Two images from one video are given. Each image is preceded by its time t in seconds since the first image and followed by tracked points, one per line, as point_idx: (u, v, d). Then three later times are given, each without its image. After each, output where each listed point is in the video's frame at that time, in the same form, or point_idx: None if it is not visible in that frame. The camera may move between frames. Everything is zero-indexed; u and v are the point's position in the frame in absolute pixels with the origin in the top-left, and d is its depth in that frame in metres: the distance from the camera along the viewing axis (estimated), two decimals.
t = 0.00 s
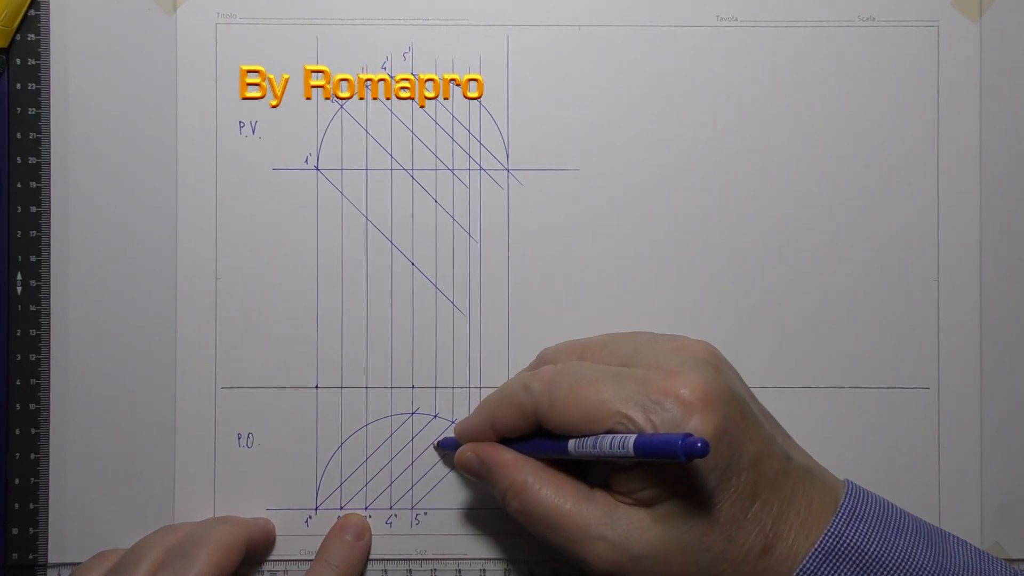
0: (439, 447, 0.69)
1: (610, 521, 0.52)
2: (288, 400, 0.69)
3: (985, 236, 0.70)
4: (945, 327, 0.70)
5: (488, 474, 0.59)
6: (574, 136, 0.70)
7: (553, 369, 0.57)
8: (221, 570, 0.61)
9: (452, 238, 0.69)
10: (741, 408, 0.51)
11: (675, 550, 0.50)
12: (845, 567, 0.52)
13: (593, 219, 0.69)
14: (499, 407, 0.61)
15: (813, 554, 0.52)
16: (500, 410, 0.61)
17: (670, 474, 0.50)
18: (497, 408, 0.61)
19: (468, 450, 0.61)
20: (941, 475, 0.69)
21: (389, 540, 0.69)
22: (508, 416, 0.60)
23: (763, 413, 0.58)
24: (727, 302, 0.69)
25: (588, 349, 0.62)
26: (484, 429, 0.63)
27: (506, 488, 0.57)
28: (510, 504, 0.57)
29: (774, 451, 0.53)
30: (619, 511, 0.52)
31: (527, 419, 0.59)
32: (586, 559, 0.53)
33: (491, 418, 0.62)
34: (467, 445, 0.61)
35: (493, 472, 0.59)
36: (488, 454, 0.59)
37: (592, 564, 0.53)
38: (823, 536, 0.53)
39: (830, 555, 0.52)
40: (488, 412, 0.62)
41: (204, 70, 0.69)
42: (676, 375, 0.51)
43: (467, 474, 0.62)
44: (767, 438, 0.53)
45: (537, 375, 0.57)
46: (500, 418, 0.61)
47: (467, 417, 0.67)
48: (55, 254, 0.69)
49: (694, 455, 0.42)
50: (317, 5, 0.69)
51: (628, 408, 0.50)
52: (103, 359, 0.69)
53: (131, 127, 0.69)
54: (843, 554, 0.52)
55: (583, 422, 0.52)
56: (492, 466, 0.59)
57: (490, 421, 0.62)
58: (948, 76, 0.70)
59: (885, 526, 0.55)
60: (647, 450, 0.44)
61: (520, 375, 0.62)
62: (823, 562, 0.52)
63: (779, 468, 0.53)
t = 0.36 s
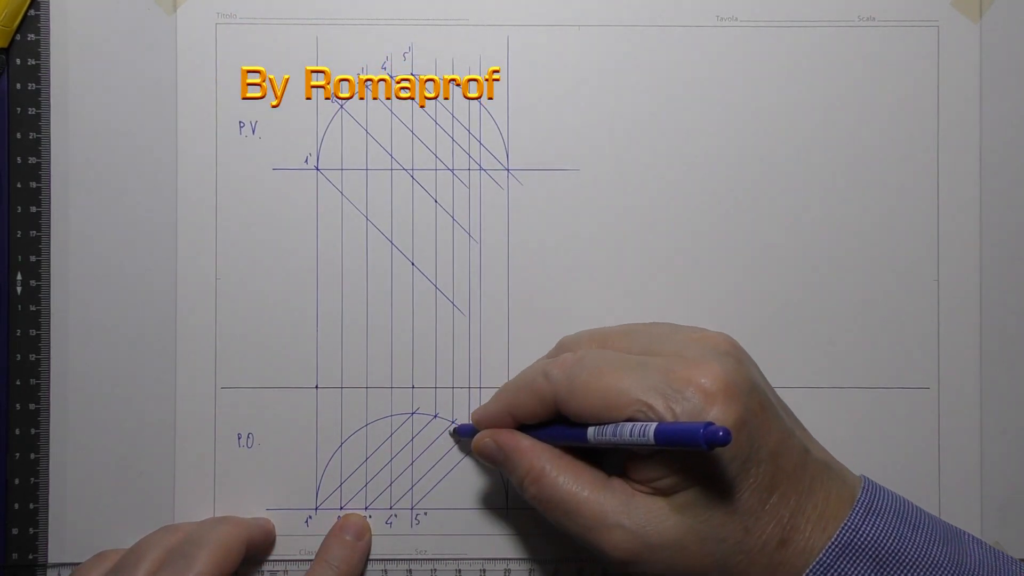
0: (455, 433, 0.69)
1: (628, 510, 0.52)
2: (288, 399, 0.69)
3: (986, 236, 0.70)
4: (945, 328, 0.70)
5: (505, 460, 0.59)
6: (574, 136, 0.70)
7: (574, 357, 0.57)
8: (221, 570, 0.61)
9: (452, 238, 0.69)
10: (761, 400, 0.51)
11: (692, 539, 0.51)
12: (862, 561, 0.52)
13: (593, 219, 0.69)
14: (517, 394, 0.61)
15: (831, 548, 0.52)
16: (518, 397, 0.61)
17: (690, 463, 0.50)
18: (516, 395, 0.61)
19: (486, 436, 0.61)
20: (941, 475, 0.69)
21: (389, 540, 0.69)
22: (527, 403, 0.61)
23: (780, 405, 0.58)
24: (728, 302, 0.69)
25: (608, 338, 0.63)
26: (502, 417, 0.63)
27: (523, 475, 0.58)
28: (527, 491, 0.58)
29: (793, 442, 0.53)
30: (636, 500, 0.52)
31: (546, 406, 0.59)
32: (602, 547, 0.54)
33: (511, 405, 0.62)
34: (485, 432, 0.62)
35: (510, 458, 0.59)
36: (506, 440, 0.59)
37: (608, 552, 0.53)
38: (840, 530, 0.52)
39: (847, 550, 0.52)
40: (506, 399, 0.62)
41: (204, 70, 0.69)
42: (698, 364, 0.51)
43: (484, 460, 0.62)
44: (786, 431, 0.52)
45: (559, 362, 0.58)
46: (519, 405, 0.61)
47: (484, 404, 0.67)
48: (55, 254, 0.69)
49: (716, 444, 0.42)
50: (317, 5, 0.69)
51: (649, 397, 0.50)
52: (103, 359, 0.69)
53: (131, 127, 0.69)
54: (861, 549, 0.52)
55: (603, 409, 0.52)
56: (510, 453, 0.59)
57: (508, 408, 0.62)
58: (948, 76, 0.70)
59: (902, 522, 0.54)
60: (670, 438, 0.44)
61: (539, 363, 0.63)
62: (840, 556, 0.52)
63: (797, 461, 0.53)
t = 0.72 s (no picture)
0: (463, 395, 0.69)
1: (642, 470, 0.53)
2: (287, 400, 0.69)
3: (986, 235, 0.70)
4: (945, 327, 0.70)
5: (519, 417, 0.60)
6: (574, 136, 0.70)
7: (594, 317, 0.59)
8: (221, 571, 0.61)
9: (452, 238, 0.69)
10: (780, 369, 0.53)
11: (704, 503, 0.52)
12: (871, 536, 0.53)
13: (593, 218, 0.69)
14: (534, 351, 0.62)
15: (842, 522, 0.53)
16: (535, 355, 0.62)
17: (708, 426, 0.51)
18: (533, 353, 0.62)
19: (500, 393, 0.61)
20: (941, 475, 0.69)
21: (389, 540, 0.69)
22: (543, 360, 0.61)
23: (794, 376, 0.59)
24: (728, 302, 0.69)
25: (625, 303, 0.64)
26: (516, 374, 0.64)
27: (536, 432, 0.58)
28: (539, 449, 0.59)
29: (808, 415, 0.54)
30: (650, 462, 0.53)
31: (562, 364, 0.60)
32: (611, 507, 0.54)
33: (526, 363, 0.63)
34: (498, 389, 0.62)
35: (524, 416, 0.59)
36: (521, 399, 0.60)
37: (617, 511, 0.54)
38: (852, 504, 0.54)
39: (857, 524, 0.53)
40: (522, 356, 0.63)
41: (204, 70, 0.69)
42: (720, 328, 0.53)
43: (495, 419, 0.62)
44: (803, 403, 0.54)
45: (578, 321, 0.59)
46: (535, 363, 0.62)
47: (496, 363, 0.67)
48: (55, 254, 0.69)
49: (735, 402, 0.43)
50: (318, 5, 0.69)
51: (670, 356, 0.52)
52: (104, 359, 0.69)
53: (131, 127, 0.69)
54: (871, 524, 0.54)
55: (622, 366, 0.54)
56: (524, 410, 0.59)
57: (524, 365, 0.63)
58: (948, 76, 0.70)
59: (913, 501, 0.56)
60: (688, 396, 0.45)
61: (557, 323, 0.63)
62: (851, 530, 0.53)
63: (813, 434, 0.54)
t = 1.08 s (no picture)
0: (460, 330, 0.69)
1: (635, 402, 0.53)
2: (287, 400, 0.69)
3: (987, 235, 0.70)
4: (945, 327, 0.70)
5: (515, 349, 0.60)
6: (574, 135, 0.70)
7: (597, 251, 0.59)
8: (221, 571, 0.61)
9: (452, 239, 0.69)
10: (779, 309, 0.53)
11: (695, 437, 0.52)
12: (861, 480, 0.54)
13: (593, 218, 0.69)
14: (536, 284, 0.62)
15: (831, 465, 0.53)
16: (536, 287, 0.62)
17: (704, 361, 0.51)
18: (535, 285, 0.63)
19: (498, 326, 0.61)
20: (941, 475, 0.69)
21: (389, 540, 0.69)
22: (544, 293, 0.62)
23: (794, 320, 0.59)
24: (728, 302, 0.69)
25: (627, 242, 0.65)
26: (517, 307, 0.64)
27: (532, 364, 0.59)
28: (534, 380, 0.59)
29: (805, 358, 0.55)
30: (643, 396, 0.54)
31: (562, 298, 0.61)
32: (603, 438, 0.55)
33: (526, 295, 0.63)
34: (497, 321, 0.62)
35: (521, 348, 0.60)
36: (518, 331, 0.60)
37: (608, 443, 0.55)
38: (843, 447, 0.54)
39: (847, 468, 0.54)
40: (523, 289, 0.63)
41: (204, 70, 0.69)
42: (721, 265, 0.53)
43: (492, 351, 0.63)
44: (800, 345, 0.54)
45: (581, 254, 0.60)
46: (535, 295, 0.62)
47: (497, 296, 0.67)
48: (55, 254, 0.69)
49: (734, 333, 0.43)
50: (318, 5, 0.69)
51: (669, 290, 0.53)
52: (104, 360, 0.69)
53: (131, 127, 0.69)
54: (861, 469, 0.54)
55: (621, 299, 0.55)
56: (521, 342, 0.60)
57: (525, 298, 0.63)
58: (948, 76, 0.70)
59: (904, 449, 0.56)
60: (687, 326, 0.46)
61: (560, 257, 0.64)
62: (840, 474, 0.53)
63: (809, 376, 0.54)
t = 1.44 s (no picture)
0: (461, 282, 0.68)
1: (635, 356, 0.55)
2: (287, 400, 0.69)
3: (986, 235, 0.70)
4: (946, 327, 0.70)
5: (516, 301, 0.61)
6: (574, 135, 0.70)
7: (602, 206, 0.60)
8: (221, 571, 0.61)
9: (452, 238, 0.69)
10: (781, 271, 0.55)
11: (692, 392, 0.54)
12: (858, 445, 0.55)
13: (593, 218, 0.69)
14: (540, 235, 0.63)
15: (829, 429, 0.55)
16: (540, 239, 0.63)
17: (705, 317, 0.53)
18: (538, 237, 0.63)
19: (499, 277, 0.62)
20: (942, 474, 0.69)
21: (389, 540, 0.69)
22: (548, 245, 0.62)
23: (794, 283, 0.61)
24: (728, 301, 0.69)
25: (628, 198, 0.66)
26: (518, 259, 0.65)
27: (533, 316, 0.60)
28: (534, 333, 0.60)
29: (804, 320, 0.56)
30: (643, 351, 0.55)
31: (563, 251, 0.62)
32: (600, 390, 0.57)
33: (528, 247, 0.64)
34: (498, 273, 0.63)
35: (522, 299, 0.61)
36: (520, 283, 0.61)
37: (606, 395, 0.56)
38: (841, 412, 0.56)
39: (844, 432, 0.55)
40: (526, 240, 0.64)
41: (204, 70, 0.69)
42: (726, 223, 0.55)
43: (492, 303, 0.63)
44: (800, 309, 0.56)
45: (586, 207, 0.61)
46: (538, 247, 0.63)
47: (498, 247, 0.68)
48: (55, 254, 0.69)
49: (737, 288, 0.45)
50: (318, 5, 0.70)
51: (673, 244, 0.54)
52: (104, 359, 0.69)
53: (131, 127, 0.69)
54: (859, 435, 0.55)
55: (625, 252, 0.56)
56: (523, 294, 0.61)
57: (527, 250, 0.64)
58: (948, 76, 0.70)
59: (902, 418, 0.57)
60: (691, 281, 0.47)
61: (564, 211, 0.64)
62: (837, 438, 0.55)
63: (807, 339, 0.56)
